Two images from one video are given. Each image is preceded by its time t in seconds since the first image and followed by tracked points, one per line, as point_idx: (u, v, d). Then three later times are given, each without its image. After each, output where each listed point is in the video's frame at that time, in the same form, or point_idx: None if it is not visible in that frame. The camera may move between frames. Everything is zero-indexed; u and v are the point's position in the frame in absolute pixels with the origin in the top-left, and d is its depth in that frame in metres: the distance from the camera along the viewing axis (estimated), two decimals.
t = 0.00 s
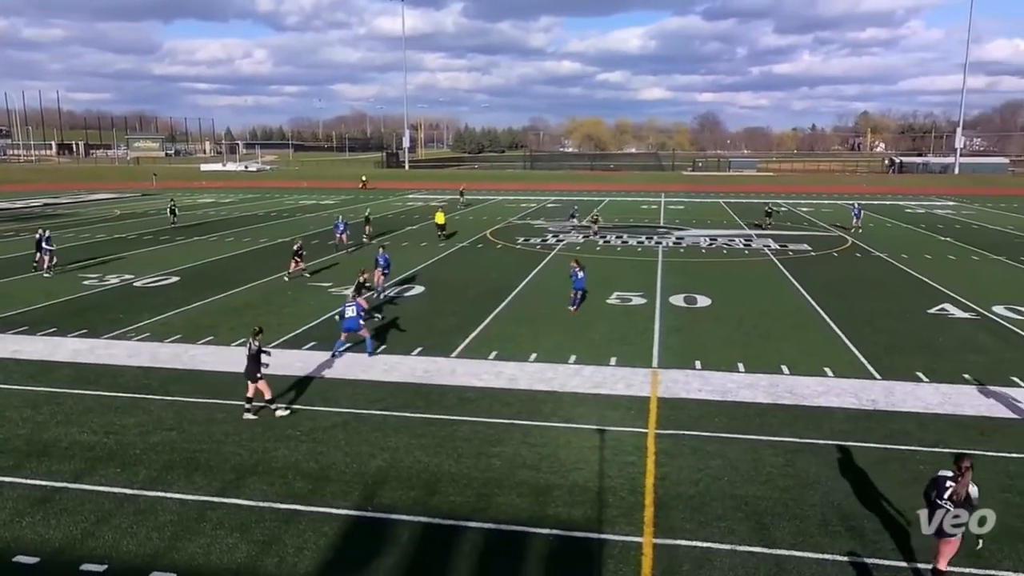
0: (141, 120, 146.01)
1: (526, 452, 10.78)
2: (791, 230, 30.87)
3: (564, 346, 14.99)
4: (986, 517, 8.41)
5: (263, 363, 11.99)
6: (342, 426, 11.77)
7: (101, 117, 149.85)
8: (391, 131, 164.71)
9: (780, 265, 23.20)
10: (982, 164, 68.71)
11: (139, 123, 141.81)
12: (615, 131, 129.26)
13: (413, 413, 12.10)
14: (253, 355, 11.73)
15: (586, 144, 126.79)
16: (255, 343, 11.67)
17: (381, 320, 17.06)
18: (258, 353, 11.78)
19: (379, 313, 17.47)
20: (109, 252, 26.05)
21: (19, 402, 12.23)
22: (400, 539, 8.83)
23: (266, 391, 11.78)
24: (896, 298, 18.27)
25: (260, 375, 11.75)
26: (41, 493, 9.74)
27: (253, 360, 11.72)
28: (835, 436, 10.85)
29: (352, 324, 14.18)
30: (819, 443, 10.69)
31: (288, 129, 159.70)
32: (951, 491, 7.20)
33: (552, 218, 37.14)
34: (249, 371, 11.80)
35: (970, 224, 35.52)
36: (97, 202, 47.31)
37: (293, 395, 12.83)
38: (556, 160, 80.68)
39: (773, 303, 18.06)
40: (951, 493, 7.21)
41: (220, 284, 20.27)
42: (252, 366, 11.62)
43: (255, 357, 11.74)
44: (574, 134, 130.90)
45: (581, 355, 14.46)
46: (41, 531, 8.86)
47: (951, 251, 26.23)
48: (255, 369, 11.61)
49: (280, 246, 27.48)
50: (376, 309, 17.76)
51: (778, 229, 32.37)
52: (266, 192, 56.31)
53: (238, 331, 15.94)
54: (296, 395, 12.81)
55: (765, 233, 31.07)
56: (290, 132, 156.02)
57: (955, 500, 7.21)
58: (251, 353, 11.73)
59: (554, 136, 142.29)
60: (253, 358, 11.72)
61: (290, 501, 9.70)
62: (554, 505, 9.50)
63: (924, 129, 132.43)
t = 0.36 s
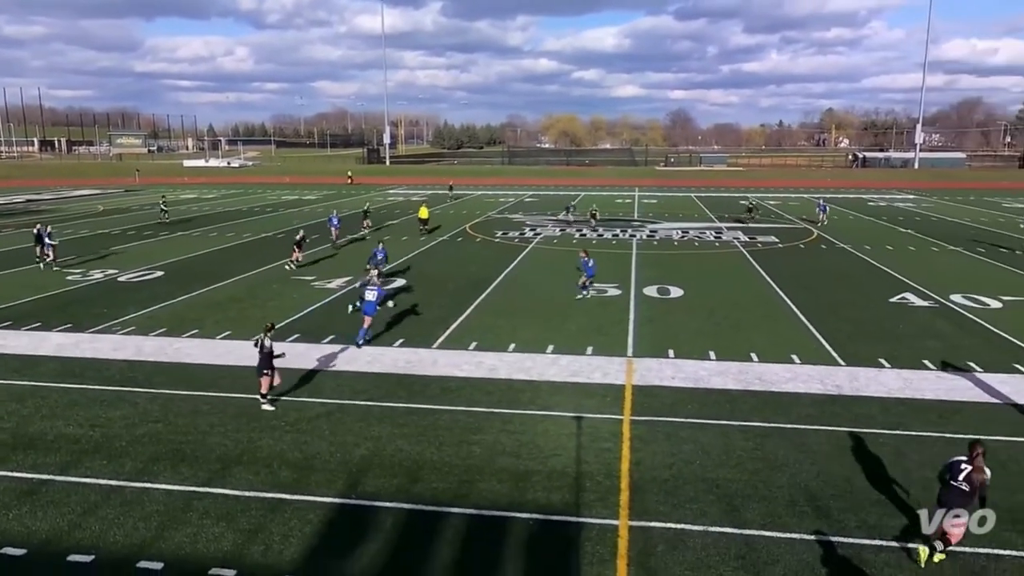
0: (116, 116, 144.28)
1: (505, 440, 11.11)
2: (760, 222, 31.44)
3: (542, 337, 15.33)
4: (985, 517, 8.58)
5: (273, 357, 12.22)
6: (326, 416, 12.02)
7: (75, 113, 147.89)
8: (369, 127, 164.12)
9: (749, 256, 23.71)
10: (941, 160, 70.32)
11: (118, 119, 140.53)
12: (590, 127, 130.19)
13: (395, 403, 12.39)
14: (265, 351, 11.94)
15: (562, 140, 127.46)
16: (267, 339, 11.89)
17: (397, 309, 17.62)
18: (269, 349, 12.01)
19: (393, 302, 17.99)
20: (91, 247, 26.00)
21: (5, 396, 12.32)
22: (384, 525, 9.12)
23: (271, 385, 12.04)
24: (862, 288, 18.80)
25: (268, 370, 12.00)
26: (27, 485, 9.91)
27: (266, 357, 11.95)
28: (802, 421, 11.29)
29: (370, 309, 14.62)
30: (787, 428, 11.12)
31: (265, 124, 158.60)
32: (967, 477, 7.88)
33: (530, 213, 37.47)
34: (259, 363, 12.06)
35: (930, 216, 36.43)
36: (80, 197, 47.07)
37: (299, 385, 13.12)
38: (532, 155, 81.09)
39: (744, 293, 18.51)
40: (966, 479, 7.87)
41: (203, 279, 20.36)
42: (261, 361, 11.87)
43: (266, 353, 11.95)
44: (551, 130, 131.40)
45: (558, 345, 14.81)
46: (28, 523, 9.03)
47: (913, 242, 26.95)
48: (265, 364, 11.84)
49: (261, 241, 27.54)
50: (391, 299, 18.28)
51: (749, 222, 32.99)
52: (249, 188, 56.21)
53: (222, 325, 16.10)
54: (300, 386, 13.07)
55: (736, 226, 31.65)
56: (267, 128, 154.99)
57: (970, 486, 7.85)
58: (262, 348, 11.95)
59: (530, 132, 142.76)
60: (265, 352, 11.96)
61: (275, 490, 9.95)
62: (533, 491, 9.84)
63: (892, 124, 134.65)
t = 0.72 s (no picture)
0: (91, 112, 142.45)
1: (487, 428, 11.46)
2: (734, 215, 32.06)
3: (521, 328, 15.69)
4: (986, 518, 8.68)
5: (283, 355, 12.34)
6: (313, 408, 12.30)
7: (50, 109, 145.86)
8: (348, 123, 163.44)
9: (721, 249, 24.23)
10: (903, 155, 71.94)
11: (101, 116, 139.22)
12: (566, 124, 131.02)
13: (379, 393, 12.69)
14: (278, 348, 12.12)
15: (541, 137, 127.93)
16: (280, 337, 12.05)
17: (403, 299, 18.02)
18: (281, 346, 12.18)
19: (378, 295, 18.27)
20: (74, 243, 25.96)
21: None
22: (369, 512, 9.44)
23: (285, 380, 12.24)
24: (830, 279, 19.37)
25: (280, 366, 12.16)
26: (16, 478, 10.10)
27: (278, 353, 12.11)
28: (773, 407, 11.76)
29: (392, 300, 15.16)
30: (759, 414, 11.58)
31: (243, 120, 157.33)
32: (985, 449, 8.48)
33: (510, 208, 37.81)
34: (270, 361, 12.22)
35: (892, 210, 37.41)
36: (68, 194, 46.81)
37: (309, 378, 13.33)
38: (512, 152, 81.52)
39: (717, 284, 18.97)
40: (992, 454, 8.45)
41: (189, 273, 20.47)
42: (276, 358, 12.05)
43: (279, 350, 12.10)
44: (529, 127, 131.82)
45: (538, 336, 15.18)
46: (18, 515, 9.24)
47: (875, 235, 27.74)
48: (276, 361, 12.04)
49: (245, 236, 27.62)
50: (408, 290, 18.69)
51: (724, 217, 33.59)
52: (234, 184, 56.16)
53: (208, 318, 16.28)
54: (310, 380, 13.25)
55: (707, 220, 32.28)
56: (246, 124, 153.80)
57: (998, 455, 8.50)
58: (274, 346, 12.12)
59: (510, 129, 143.11)
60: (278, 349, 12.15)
61: (263, 480, 10.22)
62: (514, 477, 10.21)
63: (860, 121, 136.93)
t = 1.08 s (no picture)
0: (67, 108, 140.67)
1: (468, 418, 11.76)
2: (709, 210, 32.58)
3: (501, 320, 15.99)
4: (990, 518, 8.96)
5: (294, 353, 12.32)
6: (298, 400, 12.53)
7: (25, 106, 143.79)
8: (328, 120, 162.73)
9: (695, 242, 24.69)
10: (868, 151, 73.27)
11: (78, 113, 137.67)
12: (546, 121, 131.68)
13: (363, 385, 12.93)
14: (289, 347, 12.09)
15: (520, 134, 128.39)
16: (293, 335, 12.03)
17: (388, 293, 18.24)
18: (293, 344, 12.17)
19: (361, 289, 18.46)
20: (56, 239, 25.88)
21: None
22: (354, 501, 9.70)
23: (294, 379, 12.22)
24: (801, 271, 19.86)
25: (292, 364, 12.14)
26: (3, 473, 10.22)
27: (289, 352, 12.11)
28: (746, 395, 12.17)
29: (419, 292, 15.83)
30: (732, 401, 11.97)
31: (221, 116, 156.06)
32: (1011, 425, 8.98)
33: (491, 203, 38.09)
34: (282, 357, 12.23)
35: (857, 204, 38.22)
36: (51, 190, 46.46)
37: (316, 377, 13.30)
38: (493, 149, 81.80)
39: (693, 277, 19.40)
40: None
41: (174, 269, 20.53)
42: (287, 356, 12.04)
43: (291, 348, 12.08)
44: (509, 124, 132.13)
45: (519, 328, 15.49)
46: (6, 509, 9.38)
47: (841, 228, 28.38)
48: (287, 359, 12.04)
49: (230, 231, 27.64)
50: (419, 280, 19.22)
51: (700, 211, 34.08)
52: (218, 180, 56.03)
53: (193, 313, 16.40)
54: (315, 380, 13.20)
55: (681, 214, 32.78)
56: (224, 120, 152.52)
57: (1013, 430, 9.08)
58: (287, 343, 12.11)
59: (490, 126, 143.44)
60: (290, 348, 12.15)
61: (250, 471, 10.44)
62: (496, 464, 10.52)
63: (834, 117, 138.74)
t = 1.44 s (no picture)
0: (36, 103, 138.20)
1: (447, 408, 12.08)
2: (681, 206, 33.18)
3: (478, 313, 16.30)
4: (991, 518, 8.90)
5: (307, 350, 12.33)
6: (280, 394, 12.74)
7: None
8: (301, 116, 161.57)
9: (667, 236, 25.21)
10: (832, 148, 74.70)
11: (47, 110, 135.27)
12: (521, 119, 132.26)
13: (345, 378, 13.18)
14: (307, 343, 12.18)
15: (495, 131, 128.70)
16: (309, 330, 12.06)
17: (367, 287, 18.48)
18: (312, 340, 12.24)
19: (342, 284, 18.68)
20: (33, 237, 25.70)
21: None
22: (337, 492, 9.95)
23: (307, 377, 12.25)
24: (769, 263, 20.43)
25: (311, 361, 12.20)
26: None
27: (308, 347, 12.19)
28: (715, 382, 12.64)
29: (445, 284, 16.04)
30: (702, 389, 12.43)
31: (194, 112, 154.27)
32: None
33: (468, 199, 38.37)
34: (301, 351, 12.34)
35: (819, 199, 39.14)
36: (26, 188, 45.84)
37: (327, 375, 13.31)
38: (469, 146, 81.97)
39: (665, 269, 19.89)
40: None
41: (154, 265, 20.54)
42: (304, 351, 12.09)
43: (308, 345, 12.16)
44: (484, 121, 132.33)
45: (496, 320, 15.82)
46: None
47: (805, 222, 29.08)
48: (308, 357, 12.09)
49: (209, 228, 27.59)
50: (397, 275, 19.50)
51: (672, 206, 34.69)
52: (198, 177, 55.71)
53: (174, 309, 16.50)
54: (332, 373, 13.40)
55: (653, 209, 33.34)
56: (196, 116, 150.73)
57: None
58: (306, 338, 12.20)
59: (466, 123, 143.59)
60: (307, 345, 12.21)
61: (233, 464, 10.65)
62: (475, 452, 10.87)
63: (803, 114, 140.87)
